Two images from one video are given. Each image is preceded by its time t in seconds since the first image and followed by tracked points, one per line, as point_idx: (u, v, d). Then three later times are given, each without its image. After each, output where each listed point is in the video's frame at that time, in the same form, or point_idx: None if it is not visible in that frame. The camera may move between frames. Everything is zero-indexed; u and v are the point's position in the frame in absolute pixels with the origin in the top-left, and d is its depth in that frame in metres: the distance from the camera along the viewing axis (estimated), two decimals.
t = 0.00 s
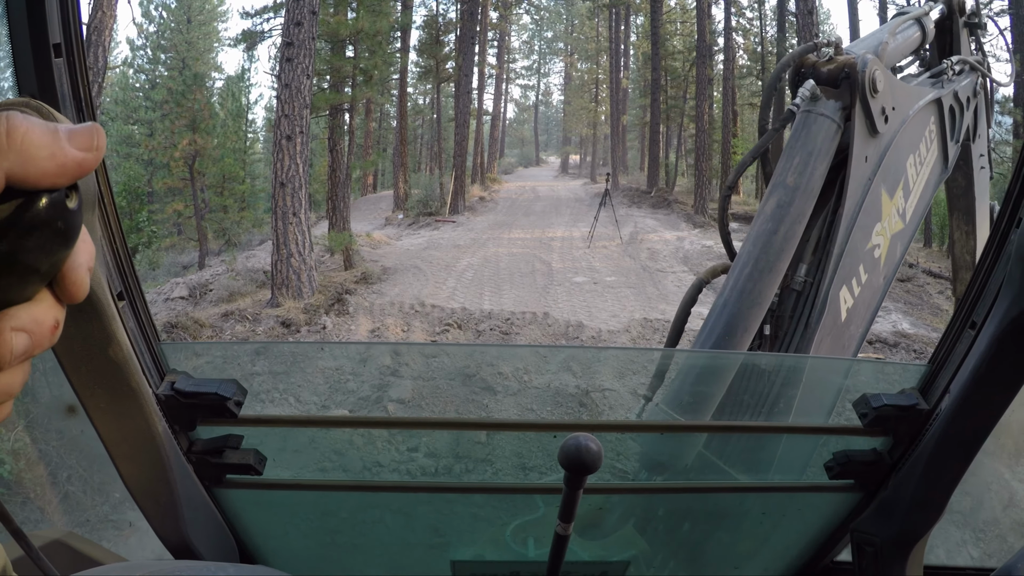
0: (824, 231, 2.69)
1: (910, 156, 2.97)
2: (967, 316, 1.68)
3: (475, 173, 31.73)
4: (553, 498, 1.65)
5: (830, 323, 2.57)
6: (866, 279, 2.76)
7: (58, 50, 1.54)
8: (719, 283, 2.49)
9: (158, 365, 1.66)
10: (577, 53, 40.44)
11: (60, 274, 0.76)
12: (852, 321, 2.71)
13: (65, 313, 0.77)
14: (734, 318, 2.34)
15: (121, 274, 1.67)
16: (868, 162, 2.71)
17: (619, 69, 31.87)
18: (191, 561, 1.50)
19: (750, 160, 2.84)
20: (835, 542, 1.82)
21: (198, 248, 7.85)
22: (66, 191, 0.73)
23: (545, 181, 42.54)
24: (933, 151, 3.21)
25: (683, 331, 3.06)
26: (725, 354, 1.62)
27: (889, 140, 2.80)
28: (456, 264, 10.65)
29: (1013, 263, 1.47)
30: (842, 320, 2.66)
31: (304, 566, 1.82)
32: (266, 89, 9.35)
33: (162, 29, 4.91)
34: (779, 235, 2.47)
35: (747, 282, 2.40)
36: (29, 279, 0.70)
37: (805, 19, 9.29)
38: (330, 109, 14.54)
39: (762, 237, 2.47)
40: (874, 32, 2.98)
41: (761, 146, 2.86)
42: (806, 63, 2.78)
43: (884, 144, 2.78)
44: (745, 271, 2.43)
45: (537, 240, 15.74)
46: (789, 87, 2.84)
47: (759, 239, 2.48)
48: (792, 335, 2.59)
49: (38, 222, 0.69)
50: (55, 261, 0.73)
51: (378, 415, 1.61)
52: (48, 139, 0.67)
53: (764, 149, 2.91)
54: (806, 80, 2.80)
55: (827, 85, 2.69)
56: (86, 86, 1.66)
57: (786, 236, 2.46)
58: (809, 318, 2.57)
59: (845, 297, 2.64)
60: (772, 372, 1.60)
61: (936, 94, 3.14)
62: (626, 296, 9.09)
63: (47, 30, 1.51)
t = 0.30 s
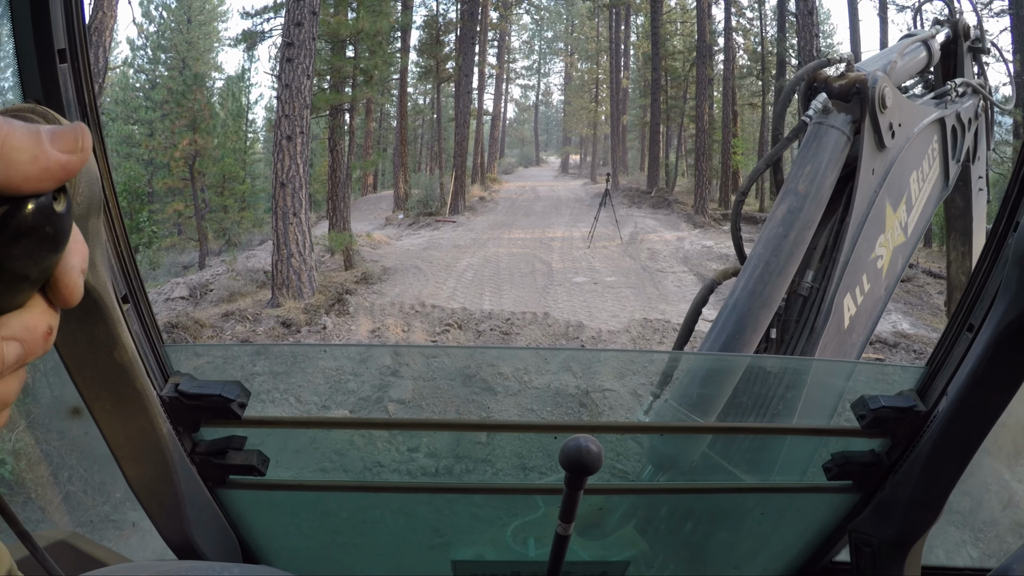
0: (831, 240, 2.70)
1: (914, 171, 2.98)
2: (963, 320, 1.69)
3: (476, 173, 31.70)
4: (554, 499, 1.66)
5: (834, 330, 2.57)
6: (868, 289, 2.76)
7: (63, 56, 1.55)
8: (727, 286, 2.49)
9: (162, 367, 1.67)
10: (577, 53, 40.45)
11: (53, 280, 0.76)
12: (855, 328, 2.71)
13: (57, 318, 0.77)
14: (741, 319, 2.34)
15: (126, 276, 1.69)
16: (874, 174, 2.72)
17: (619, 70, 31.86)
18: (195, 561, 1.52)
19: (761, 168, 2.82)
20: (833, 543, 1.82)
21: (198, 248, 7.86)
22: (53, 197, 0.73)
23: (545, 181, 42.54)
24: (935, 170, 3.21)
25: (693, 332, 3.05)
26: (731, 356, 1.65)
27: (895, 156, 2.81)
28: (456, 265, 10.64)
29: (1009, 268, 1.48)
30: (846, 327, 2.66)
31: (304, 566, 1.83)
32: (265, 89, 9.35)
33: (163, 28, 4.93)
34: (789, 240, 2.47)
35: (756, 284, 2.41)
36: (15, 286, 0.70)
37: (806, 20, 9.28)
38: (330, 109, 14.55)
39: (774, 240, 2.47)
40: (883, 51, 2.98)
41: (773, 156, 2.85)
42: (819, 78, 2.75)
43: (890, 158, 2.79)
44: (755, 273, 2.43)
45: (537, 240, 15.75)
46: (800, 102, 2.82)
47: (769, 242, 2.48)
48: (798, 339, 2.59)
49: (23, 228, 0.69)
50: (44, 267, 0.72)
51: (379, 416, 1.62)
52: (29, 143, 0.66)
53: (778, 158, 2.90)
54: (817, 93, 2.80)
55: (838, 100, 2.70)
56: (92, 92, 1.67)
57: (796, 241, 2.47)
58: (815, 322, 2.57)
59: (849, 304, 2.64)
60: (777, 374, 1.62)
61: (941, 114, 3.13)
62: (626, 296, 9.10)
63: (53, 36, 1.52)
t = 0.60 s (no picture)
0: (832, 242, 2.69)
1: (915, 176, 2.98)
2: (962, 323, 1.69)
3: (476, 173, 31.67)
4: (555, 499, 1.65)
5: (834, 332, 2.57)
6: (869, 291, 2.76)
7: (62, 59, 1.54)
8: (728, 287, 2.48)
9: (161, 369, 1.67)
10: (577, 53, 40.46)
11: None
12: (855, 330, 2.71)
13: None
14: (743, 322, 2.34)
15: (126, 280, 1.69)
16: (875, 178, 2.71)
17: (620, 70, 31.88)
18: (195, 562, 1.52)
19: (762, 172, 2.82)
20: (833, 543, 1.82)
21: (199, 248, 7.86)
22: None
23: (545, 181, 42.53)
24: (936, 175, 3.20)
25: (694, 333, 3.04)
26: (731, 359, 1.67)
27: (897, 159, 2.81)
28: (456, 265, 10.62)
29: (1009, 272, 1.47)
30: (846, 329, 2.66)
31: (303, 568, 1.83)
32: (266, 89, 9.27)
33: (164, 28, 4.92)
34: (790, 242, 2.46)
35: (758, 285, 2.40)
36: None
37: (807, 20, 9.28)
38: (330, 109, 14.55)
39: (775, 242, 2.47)
40: (885, 57, 2.96)
41: (775, 158, 2.85)
42: (822, 82, 2.72)
43: (892, 163, 2.78)
44: (756, 275, 2.43)
45: (537, 241, 15.76)
46: (803, 104, 2.78)
47: (770, 245, 2.48)
48: (798, 340, 2.60)
49: None
50: None
51: (379, 417, 1.62)
52: None
53: (778, 160, 2.90)
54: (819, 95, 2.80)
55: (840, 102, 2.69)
56: (92, 94, 1.66)
57: (796, 243, 2.46)
58: (816, 324, 2.57)
59: (850, 306, 2.64)
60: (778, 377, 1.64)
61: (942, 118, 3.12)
62: (626, 296, 9.11)
63: (52, 40, 1.52)
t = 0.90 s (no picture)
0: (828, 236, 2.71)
1: (912, 165, 2.98)
2: (964, 320, 1.69)
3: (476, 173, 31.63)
4: (560, 497, 1.66)
5: (832, 326, 2.58)
6: (868, 284, 2.77)
7: (72, 56, 1.55)
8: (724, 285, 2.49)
9: (169, 367, 1.67)
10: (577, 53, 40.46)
11: None
12: (854, 324, 2.72)
13: None
14: (739, 319, 2.33)
15: (133, 276, 1.69)
16: (871, 169, 2.72)
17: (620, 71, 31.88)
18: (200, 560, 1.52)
19: (758, 165, 2.82)
20: (836, 540, 1.83)
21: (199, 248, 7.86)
22: None
23: (545, 181, 42.56)
24: (934, 162, 3.21)
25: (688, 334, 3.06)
26: (729, 355, 1.65)
27: (893, 150, 2.82)
28: (456, 265, 10.62)
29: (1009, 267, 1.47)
30: (844, 323, 2.66)
31: (308, 566, 1.83)
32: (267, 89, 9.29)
33: (165, 28, 4.91)
34: (784, 238, 2.47)
35: (753, 284, 2.40)
36: None
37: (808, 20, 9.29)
38: (331, 109, 14.54)
39: (769, 239, 2.48)
40: (880, 44, 2.99)
41: (768, 152, 2.87)
42: (814, 72, 2.79)
43: (887, 153, 2.79)
44: (751, 272, 2.44)
45: (537, 241, 15.77)
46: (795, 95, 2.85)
47: (765, 241, 2.49)
48: (796, 336, 2.60)
49: None
50: None
51: (381, 416, 1.62)
52: None
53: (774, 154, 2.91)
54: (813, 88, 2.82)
55: (833, 93, 2.71)
56: (102, 90, 1.67)
57: (791, 240, 2.47)
58: (812, 320, 2.58)
59: (848, 300, 2.65)
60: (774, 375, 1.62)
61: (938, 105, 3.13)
62: (626, 297, 9.11)
63: (61, 37, 1.52)
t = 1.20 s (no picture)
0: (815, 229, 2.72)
1: (903, 147, 2.98)
2: (959, 321, 1.70)
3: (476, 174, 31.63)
4: (562, 495, 1.67)
5: (822, 319, 2.60)
6: (860, 273, 2.78)
7: (85, 62, 1.58)
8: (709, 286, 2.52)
9: (179, 367, 1.69)
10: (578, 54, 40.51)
11: None
12: (846, 314, 2.74)
13: None
14: (722, 324, 2.37)
15: (144, 278, 1.71)
16: (857, 156, 2.72)
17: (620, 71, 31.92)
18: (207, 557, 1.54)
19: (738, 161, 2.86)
20: (834, 538, 1.84)
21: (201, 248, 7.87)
22: None
23: (546, 181, 42.63)
24: (927, 140, 3.21)
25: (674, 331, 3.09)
26: (716, 355, 1.66)
27: (880, 134, 2.81)
28: (458, 264, 10.66)
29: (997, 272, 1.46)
30: (836, 315, 2.68)
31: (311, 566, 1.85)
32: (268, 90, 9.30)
33: (166, 29, 4.92)
34: (767, 237, 2.48)
35: (736, 287, 2.43)
36: None
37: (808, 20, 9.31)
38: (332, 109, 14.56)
39: (750, 238, 2.49)
40: (863, 24, 2.99)
41: (749, 145, 2.87)
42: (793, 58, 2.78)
43: (874, 137, 2.79)
44: (734, 274, 2.46)
45: (537, 241, 15.80)
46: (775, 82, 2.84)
47: (747, 240, 2.50)
48: (785, 333, 2.62)
49: None
50: None
51: (383, 415, 1.64)
52: None
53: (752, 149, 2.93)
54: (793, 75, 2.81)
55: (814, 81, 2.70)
56: (114, 97, 1.70)
57: (773, 237, 2.48)
58: (800, 317, 2.59)
59: (838, 292, 2.67)
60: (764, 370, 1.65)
61: (929, 82, 3.12)
62: (627, 297, 9.14)
63: (76, 43, 1.55)
